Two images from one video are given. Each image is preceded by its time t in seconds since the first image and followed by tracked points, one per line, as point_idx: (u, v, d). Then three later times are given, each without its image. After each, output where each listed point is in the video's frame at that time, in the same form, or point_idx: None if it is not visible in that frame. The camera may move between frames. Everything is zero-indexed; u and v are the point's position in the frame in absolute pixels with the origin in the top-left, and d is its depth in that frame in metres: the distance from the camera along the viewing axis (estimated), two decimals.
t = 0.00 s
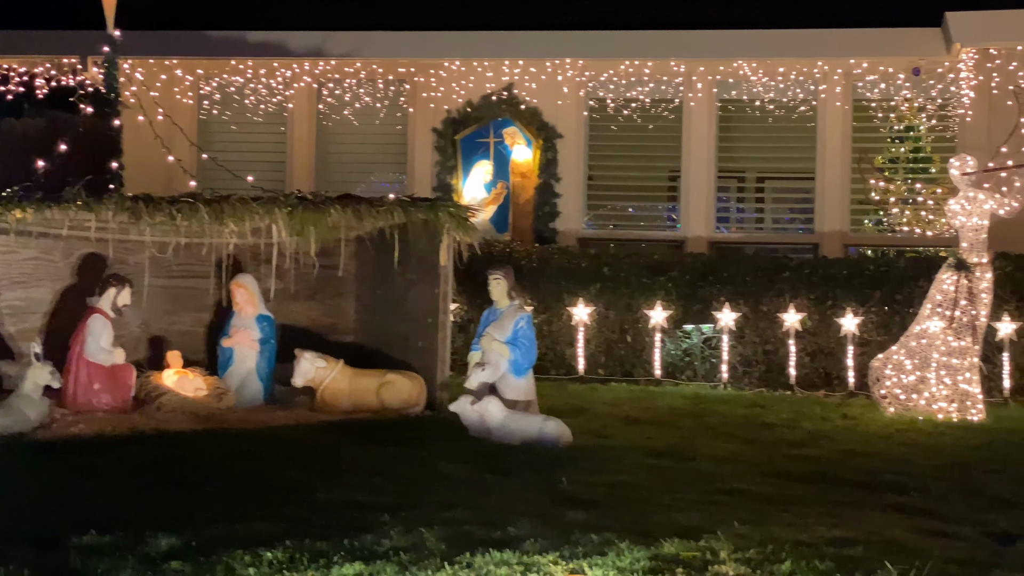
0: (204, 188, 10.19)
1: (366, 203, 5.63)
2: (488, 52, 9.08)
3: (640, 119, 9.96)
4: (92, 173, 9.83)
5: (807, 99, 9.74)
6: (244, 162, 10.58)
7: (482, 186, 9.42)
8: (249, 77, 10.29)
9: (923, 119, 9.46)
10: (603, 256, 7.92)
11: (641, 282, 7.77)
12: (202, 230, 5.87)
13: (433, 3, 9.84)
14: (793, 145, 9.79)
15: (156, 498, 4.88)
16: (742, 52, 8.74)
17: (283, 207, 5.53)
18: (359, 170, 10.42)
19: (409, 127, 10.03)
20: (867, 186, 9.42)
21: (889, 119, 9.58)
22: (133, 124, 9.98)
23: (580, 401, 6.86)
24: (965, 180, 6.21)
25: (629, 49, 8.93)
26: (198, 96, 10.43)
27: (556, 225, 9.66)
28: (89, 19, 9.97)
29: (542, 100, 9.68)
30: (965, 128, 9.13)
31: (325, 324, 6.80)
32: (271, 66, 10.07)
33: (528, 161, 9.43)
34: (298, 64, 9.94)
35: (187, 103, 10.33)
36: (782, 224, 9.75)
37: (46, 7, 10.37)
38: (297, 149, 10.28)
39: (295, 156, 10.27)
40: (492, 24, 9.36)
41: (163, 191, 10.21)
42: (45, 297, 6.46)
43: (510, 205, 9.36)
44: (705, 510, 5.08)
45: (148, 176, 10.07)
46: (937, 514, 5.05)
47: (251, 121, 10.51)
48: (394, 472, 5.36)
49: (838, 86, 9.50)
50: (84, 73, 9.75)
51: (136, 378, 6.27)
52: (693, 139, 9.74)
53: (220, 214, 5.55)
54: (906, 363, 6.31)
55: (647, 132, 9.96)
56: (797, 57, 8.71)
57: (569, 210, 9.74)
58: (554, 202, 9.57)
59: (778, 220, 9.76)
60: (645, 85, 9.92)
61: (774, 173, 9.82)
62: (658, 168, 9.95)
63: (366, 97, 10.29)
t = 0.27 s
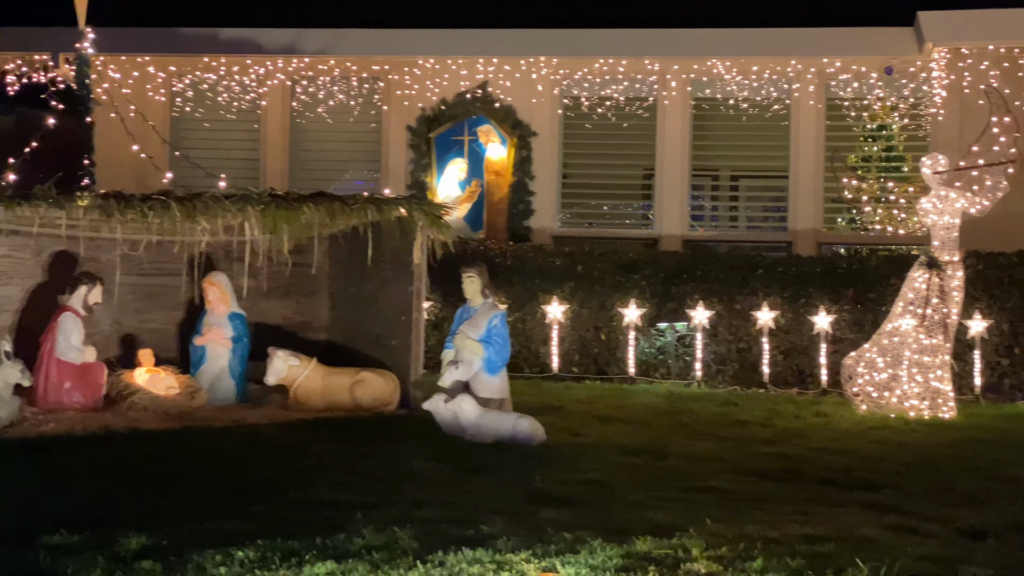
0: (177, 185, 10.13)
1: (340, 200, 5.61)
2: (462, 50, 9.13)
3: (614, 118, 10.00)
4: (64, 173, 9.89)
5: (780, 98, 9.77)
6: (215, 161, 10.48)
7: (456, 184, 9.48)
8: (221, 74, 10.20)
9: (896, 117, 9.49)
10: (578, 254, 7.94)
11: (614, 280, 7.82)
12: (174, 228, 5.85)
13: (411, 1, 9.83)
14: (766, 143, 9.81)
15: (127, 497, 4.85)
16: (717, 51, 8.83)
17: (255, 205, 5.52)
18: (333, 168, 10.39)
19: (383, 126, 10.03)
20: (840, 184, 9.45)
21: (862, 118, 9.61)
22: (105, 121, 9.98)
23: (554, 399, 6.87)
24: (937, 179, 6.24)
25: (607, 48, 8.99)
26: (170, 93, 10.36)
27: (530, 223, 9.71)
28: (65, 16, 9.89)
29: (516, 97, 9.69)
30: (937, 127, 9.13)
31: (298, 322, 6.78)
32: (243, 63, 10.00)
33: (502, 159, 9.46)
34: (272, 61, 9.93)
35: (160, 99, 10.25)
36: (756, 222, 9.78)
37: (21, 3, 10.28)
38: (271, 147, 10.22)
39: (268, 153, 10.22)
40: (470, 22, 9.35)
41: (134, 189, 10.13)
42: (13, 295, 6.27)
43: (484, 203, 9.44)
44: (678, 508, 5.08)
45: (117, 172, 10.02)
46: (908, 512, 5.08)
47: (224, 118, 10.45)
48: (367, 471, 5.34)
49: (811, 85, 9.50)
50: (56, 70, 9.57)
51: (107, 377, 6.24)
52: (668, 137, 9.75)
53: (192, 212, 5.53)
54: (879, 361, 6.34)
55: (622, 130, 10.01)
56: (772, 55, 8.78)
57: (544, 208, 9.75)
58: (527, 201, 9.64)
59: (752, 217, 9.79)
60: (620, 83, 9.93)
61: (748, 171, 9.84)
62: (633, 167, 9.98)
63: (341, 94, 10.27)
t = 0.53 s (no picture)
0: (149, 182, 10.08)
1: (312, 198, 5.60)
2: (436, 49, 9.04)
3: (588, 116, 9.99)
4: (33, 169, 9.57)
5: (754, 97, 9.78)
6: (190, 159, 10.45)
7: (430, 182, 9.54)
8: (194, 71, 10.19)
9: (869, 116, 9.53)
10: (552, 253, 7.95)
11: (588, 279, 7.82)
12: (146, 225, 5.83)
13: None
14: (740, 141, 9.83)
15: (97, 497, 4.82)
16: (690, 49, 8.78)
17: (228, 203, 5.48)
18: (308, 165, 10.35)
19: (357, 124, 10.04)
20: (813, 183, 9.50)
21: (835, 117, 9.63)
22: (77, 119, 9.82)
23: (527, 397, 6.87)
24: (909, 178, 6.27)
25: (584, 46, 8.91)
26: (143, 90, 10.30)
27: (504, 221, 9.73)
28: (42, 13, 9.81)
29: (490, 96, 9.73)
30: (910, 127, 9.22)
31: (271, 321, 6.77)
32: (217, 61, 9.86)
33: (476, 157, 9.53)
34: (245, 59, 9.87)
35: (131, 97, 10.17)
36: (730, 220, 9.81)
37: None
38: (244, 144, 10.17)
39: (242, 150, 10.16)
40: (447, 20, 9.34)
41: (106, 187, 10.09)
42: None
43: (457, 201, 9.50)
44: (650, 506, 5.09)
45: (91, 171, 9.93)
46: (879, 510, 5.10)
47: (197, 116, 10.43)
48: (339, 470, 5.33)
49: (785, 84, 9.53)
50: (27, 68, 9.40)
51: (78, 376, 6.21)
52: (642, 136, 9.76)
53: (164, 210, 5.51)
54: (851, 359, 6.37)
55: (596, 128, 9.99)
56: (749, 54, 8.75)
57: (518, 206, 9.79)
58: (501, 199, 9.67)
59: (726, 216, 9.82)
60: (594, 82, 9.91)
61: (722, 170, 9.86)
62: (607, 165, 9.97)
63: (314, 92, 10.27)
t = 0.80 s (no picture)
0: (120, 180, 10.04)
1: (285, 197, 5.60)
2: (409, 47, 9.05)
3: (562, 115, 9.98)
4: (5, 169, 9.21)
5: (728, 95, 9.79)
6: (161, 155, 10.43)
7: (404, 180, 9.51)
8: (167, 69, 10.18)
9: (842, 116, 9.53)
10: (527, 251, 7.96)
11: (563, 277, 7.83)
12: (118, 224, 5.80)
13: None
14: (714, 140, 9.83)
15: (68, 496, 4.79)
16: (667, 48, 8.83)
17: (200, 201, 5.48)
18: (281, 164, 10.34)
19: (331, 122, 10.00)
20: (786, 182, 9.52)
21: (809, 116, 9.65)
22: (49, 117, 9.75)
23: (501, 396, 6.87)
24: (881, 176, 6.31)
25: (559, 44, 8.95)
26: (115, 88, 10.30)
27: (478, 219, 9.71)
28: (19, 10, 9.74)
29: (464, 94, 9.71)
30: (883, 126, 9.27)
31: (244, 320, 6.75)
32: (190, 58, 9.83)
33: (451, 156, 9.48)
34: (219, 56, 9.80)
35: (104, 94, 10.17)
36: (704, 218, 9.82)
37: None
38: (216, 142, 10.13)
39: (214, 148, 10.13)
40: (424, 18, 9.34)
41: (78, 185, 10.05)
42: None
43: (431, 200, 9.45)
44: (623, 504, 5.10)
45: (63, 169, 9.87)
46: (851, 507, 5.12)
47: (170, 114, 10.41)
48: (312, 469, 5.32)
49: (758, 83, 9.55)
50: None
51: (50, 374, 6.17)
52: (616, 135, 9.75)
53: (136, 209, 5.51)
54: (824, 357, 6.40)
55: (571, 127, 9.98)
56: (725, 53, 8.81)
57: (492, 204, 9.77)
58: (475, 197, 9.65)
59: (701, 214, 9.83)
60: (568, 80, 9.90)
61: (696, 168, 9.86)
62: (581, 164, 9.96)
63: (288, 90, 10.26)
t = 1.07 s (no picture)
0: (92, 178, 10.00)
1: (258, 195, 5.61)
2: (380, 45, 9.03)
3: (536, 113, 9.93)
4: None
5: (701, 94, 9.75)
6: (133, 153, 10.37)
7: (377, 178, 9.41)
8: (139, 66, 10.06)
9: (814, 115, 9.53)
10: (500, 249, 7.96)
11: (536, 276, 7.81)
12: (89, 222, 5.78)
13: None
14: (687, 139, 9.80)
15: (38, 495, 4.77)
16: (639, 47, 8.81)
17: (172, 200, 5.47)
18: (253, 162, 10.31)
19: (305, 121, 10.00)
20: (759, 180, 9.53)
21: (781, 115, 9.65)
22: (19, 115, 9.68)
23: (474, 394, 6.86)
24: (853, 175, 6.33)
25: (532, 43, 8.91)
26: (86, 85, 10.22)
27: (452, 218, 9.69)
28: None
29: (437, 92, 9.71)
30: (855, 125, 9.26)
31: (216, 318, 6.73)
32: (162, 55, 9.76)
33: (424, 154, 9.45)
34: (190, 54, 9.69)
35: (75, 91, 10.10)
36: (678, 217, 9.79)
37: None
38: (188, 140, 10.09)
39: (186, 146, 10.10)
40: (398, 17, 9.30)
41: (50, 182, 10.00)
42: None
43: (404, 198, 9.39)
44: (596, 502, 5.10)
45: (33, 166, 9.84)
46: (822, 504, 5.14)
47: (142, 111, 10.35)
48: (285, 467, 5.32)
49: (731, 82, 9.55)
50: None
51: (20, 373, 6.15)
52: (589, 134, 9.74)
53: (107, 207, 5.49)
54: (797, 355, 6.40)
55: (544, 125, 9.93)
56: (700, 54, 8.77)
57: (465, 203, 9.76)
58: (449, 196, 9.60)
59: (673, 213, 9.79)
60: (542, 79, 9.87)
61: (669, 167, 9.82)
62: (555, 163, 9.92)
63: (261, 88, 10.20)
